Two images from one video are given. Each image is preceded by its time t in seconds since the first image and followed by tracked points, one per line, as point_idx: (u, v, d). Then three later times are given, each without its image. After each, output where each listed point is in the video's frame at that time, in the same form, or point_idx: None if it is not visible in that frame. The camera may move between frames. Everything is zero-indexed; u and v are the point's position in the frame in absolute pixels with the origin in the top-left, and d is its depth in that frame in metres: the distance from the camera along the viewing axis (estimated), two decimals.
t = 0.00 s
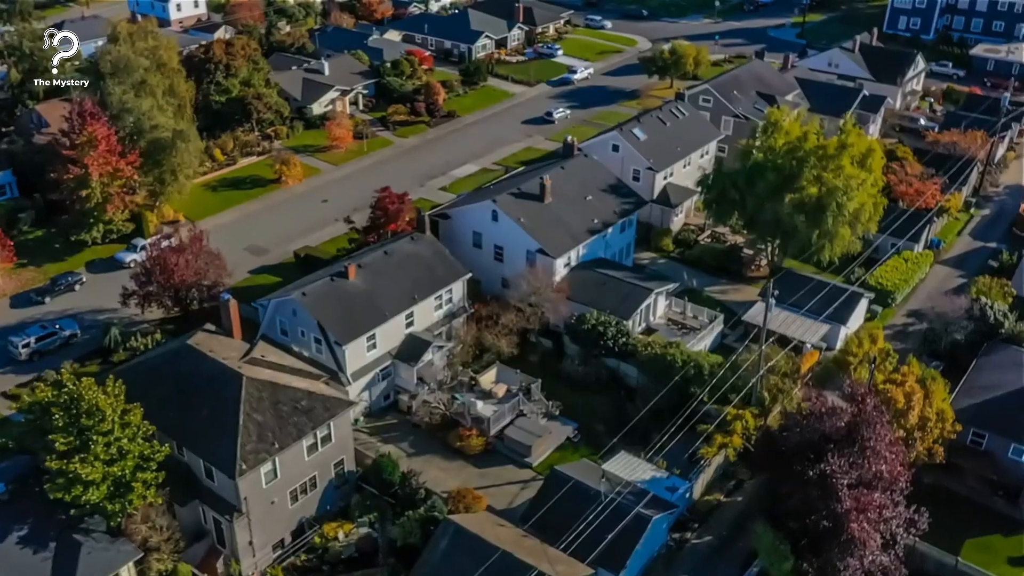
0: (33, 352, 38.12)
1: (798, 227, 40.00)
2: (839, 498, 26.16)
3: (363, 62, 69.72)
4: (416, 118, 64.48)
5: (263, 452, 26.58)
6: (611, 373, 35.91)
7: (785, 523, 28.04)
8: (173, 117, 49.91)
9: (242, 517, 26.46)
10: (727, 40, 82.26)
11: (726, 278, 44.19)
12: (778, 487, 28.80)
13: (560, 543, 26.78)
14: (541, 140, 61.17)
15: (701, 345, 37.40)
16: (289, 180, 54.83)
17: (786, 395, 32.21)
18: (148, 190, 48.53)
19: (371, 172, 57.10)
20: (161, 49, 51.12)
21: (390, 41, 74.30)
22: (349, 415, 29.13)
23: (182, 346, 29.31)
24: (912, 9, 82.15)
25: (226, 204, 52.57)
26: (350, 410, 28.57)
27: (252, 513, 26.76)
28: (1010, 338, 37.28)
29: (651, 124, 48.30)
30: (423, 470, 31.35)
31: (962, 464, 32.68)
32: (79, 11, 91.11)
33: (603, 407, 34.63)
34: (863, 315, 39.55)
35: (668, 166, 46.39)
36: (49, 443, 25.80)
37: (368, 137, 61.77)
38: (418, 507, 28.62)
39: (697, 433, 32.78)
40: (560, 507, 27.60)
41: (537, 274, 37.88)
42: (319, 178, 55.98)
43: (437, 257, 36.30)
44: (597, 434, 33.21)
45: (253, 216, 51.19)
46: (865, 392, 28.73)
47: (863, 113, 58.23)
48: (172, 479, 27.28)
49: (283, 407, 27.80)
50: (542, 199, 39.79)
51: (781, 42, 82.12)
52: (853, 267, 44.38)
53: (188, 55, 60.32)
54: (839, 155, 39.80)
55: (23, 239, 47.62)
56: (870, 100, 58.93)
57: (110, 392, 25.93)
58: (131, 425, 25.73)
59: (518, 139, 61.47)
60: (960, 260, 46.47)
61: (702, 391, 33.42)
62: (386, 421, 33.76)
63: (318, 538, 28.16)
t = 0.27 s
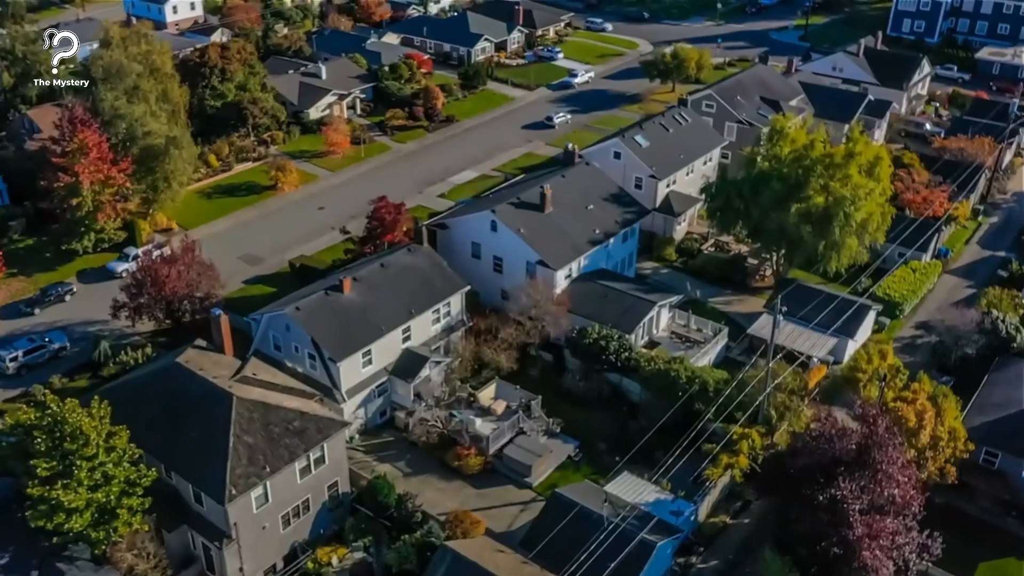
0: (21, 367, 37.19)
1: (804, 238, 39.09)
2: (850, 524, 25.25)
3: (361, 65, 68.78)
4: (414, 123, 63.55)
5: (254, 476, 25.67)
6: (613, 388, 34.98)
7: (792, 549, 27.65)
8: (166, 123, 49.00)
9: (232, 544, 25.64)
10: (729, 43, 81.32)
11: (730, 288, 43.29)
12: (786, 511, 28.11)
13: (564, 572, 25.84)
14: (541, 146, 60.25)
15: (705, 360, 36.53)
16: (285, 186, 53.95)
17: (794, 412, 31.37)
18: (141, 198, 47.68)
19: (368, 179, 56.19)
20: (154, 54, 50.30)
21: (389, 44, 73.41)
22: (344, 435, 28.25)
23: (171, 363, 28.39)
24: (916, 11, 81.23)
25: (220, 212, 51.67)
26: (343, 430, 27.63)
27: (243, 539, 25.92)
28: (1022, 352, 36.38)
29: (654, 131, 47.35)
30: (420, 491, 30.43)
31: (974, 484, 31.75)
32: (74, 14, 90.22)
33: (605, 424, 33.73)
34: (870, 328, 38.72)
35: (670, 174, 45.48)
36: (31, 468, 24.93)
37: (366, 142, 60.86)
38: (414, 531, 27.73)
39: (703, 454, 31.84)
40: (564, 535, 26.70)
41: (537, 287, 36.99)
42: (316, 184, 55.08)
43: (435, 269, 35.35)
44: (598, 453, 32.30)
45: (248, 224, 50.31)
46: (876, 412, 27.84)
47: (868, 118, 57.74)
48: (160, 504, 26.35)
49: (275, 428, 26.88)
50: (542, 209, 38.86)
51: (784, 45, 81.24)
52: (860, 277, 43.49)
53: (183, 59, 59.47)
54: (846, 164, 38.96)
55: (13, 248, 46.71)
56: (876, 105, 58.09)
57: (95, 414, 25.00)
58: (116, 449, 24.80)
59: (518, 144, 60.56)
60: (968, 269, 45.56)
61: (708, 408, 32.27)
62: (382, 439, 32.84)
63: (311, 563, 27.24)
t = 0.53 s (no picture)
0: (7, 383, 36.20)
1: (811, 250, 38.11)
2: (864, 555, 24.16)
3: (359, 70, 67.83)
4: (413, 128, 62.57)
5: (243, 505, 24.71)
6: (616, 406, 33.96)
7: None
8: (159, 130, 48.03)
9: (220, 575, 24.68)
10: (731, 46, 80.37)
11: (735, 300, 42.31)
12: (796, 540, 27.18)
13: None
14: (542, 152, 59.27)
15: (710, 376, 35.54)
16: (281, 194, 52.97)
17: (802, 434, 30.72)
18: (133, 207, 46.69)
19: (365, 186, 55.20)
20: (146, 60, 49.40)
21: (387, 48, 72.44)
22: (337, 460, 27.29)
23: (158, 385, 27.41)
24: (920, 14, 80.25)
25: (214, 220, 50.68)
26: (336, 455, 26.62)
27: (232, 570, 24.98)
28: None
29: (657, 138, 46.36)
30: (417, 515, 29.44)
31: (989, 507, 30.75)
32: (70, 16, 89.24)
33: (607, 444, 32.73)
34: (878, 343, 37.73)
35: (673, 183, 44.49)
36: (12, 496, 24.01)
37: (363, 148, 59.87)
38: (411, 559, 26.92)
39: (710, 476, 30.85)
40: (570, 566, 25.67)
41: (537, 301, 36.01)
42: (312, 192, 54.08)
43: (432, 284, 34.35)
44: (601, 474, 31.31)
45: (242, 234, 49.34)
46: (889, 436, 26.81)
47: (874, 124, 56.69)
48: (146, 532, 25.48)
49: (266, 454, 25.90)
50: (543, 220, 37.88)
51: (787, 48, 80.27)
52: (868, 289, 42.53)
53: (177, 64, 58.62)
54: (855, 174, 37.96)
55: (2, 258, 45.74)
56: (882, 111, 57.16)
57: (77, 440, 23.99)
58: (99, 478, 23.84)
59: (517, 151, 59.59)
60: (978, 280, 44.58)
61: (713, 426, 31.26)
62: (378, 460, 31.86)
63: None
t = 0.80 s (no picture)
0: None
1: (819, 264, 37.06)
2: None
3: (356, 74, 66.84)
4: (411, 134, 61.51)
5: (231, 537, 23.74)
6: (619, 426, 32.92)
7: None
8: (151, 138, 47.00)
9: None
10: (734, 50, 79.38)
11: (740, 314, 41.27)
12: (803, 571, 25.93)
13: None
14: (542, 159, 58.25)
15: (715, 395, 34.51)
16: (276, 203, 51.93)
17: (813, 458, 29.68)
18: (124, 216, 45.63)
19: (362, 194, 54.16)
20: (138, 66, 48.36)
21: (385, 52, 71.41)
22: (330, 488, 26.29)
23: (143, 409, 26.39)
24: (925, 17, 79.18)
25: (207, 230, 49.63)
26: (329, 483, 25.61)
27: None
28: None
29: (660, 147, 45.31)
30: (412, 542, 28.41)
31: (1004, 533, 29.76)
32: (64, 20, 88.33)
33: (610, 466, 31.71)
34: (888, 359, 36.68)
35: (677, 194, 43.43)
36: None
37: (360, 155, 58.80)
38: None
39: (716, 500, 29.90)
40: None
41: (537, 317, 34.99)
42: (308, 200, 53.03)
43: (429, 300, 33.30)
44: (603, 498, 30.28)
45: (235, 244, 48.31)
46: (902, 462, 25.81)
47: (880, 130, 55.77)
48: (130, 564, 24.48)
49: (254, 482, 24.90)
50: (543, 233, 36.84)
51: (791, 52, 79.24)
52: (876, 303, 41.51)
53: (171, 70, 57.68)
54: (864, 185, 36.92)
55: None
56: (888, 117, 56.13)
57: (57, 470, 22.93)
58: (80, 510, 22.84)
59: (517, 158, 58.52)
60: (988, 292, 43.55)
61: (718, 449, 30.38)
62: (373, 483, 30.81)
63: None
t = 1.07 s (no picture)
0: None
1: (828, 279, 36.00)
2: None
3: (353, 80, 65.82)
4: (408, 141, 60.44)
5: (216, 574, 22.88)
6: (622, 449, 31.84)
7: None
8: (142, 147, 45.93)
9: None
10: (737, 54, 78.35)
11: (746, 329, 40.21)
12: None
13: None
14: (542, 167, 57.18)
15: (721, 416, 33.44)
16: (270, 212, 50.85)
17: (824, 485, 28.56)
18: (115, 227, 44.59)
19: (358, 202, 53.07)
20: (130, 73, 47.25)
21: (382, 57, 70.35)
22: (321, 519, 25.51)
23: (126, 436, 25.46)
24: (931, 21, 78.09)
25: (200, 240, 48.57)
26: (321, 514, 24.72)
27: None
28: None
29: (663, 156, 44.22)
30: (408, 573, 27.35)
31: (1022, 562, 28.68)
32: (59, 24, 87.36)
33: (612, 490, 30.64)
34: (899, 378, 35.58)
35: (681, 205, 42.37)
36: None
37: (357, 162, 57.70)
38: None
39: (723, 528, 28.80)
40: None
41: (538, 335, 33.95)
42: (303, 209, 51.95)
43: (426, 319, 32.22)
44: (606, 525, 29.23)
45: (229, 255, 47.27)
46: (919, 494, 24.69)
47: (887, 138, 54.78)
48: None
49: (242, 515, 23.97)
50: (543, 247, 35.73)
51: (794, 56, 78.19)
52: (885, 318, 40.43)
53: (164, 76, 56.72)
54: (874, 198, 35.82)
55: None
56: (896, 124, 55.07)
57: (33, 505, 21.89)
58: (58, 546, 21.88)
59: (517, 165, 57.45)
60: (1000, 306, 42.49)
61: (725, 474, 29.39)
62: (367, 509, 29.72)
63: None
